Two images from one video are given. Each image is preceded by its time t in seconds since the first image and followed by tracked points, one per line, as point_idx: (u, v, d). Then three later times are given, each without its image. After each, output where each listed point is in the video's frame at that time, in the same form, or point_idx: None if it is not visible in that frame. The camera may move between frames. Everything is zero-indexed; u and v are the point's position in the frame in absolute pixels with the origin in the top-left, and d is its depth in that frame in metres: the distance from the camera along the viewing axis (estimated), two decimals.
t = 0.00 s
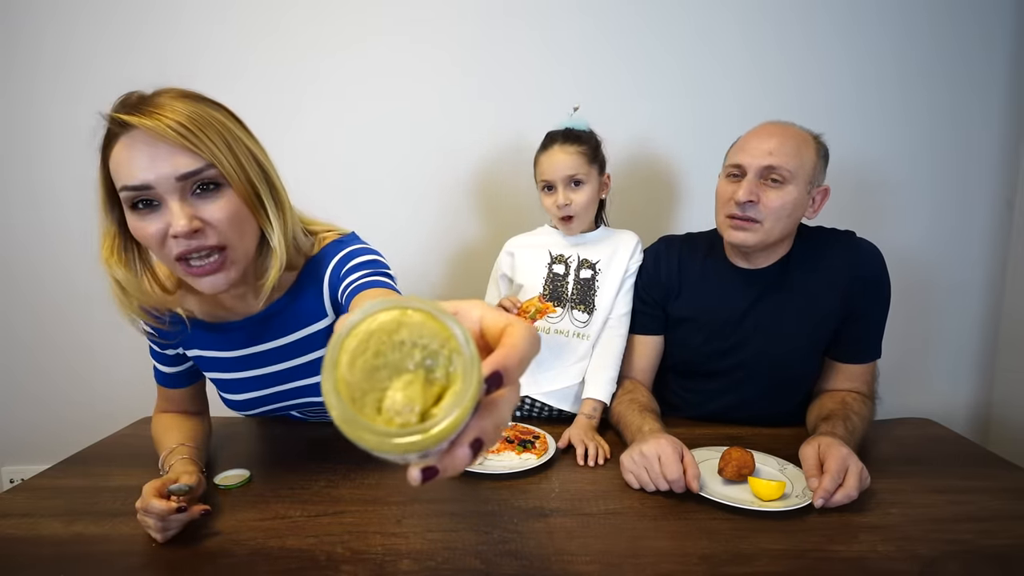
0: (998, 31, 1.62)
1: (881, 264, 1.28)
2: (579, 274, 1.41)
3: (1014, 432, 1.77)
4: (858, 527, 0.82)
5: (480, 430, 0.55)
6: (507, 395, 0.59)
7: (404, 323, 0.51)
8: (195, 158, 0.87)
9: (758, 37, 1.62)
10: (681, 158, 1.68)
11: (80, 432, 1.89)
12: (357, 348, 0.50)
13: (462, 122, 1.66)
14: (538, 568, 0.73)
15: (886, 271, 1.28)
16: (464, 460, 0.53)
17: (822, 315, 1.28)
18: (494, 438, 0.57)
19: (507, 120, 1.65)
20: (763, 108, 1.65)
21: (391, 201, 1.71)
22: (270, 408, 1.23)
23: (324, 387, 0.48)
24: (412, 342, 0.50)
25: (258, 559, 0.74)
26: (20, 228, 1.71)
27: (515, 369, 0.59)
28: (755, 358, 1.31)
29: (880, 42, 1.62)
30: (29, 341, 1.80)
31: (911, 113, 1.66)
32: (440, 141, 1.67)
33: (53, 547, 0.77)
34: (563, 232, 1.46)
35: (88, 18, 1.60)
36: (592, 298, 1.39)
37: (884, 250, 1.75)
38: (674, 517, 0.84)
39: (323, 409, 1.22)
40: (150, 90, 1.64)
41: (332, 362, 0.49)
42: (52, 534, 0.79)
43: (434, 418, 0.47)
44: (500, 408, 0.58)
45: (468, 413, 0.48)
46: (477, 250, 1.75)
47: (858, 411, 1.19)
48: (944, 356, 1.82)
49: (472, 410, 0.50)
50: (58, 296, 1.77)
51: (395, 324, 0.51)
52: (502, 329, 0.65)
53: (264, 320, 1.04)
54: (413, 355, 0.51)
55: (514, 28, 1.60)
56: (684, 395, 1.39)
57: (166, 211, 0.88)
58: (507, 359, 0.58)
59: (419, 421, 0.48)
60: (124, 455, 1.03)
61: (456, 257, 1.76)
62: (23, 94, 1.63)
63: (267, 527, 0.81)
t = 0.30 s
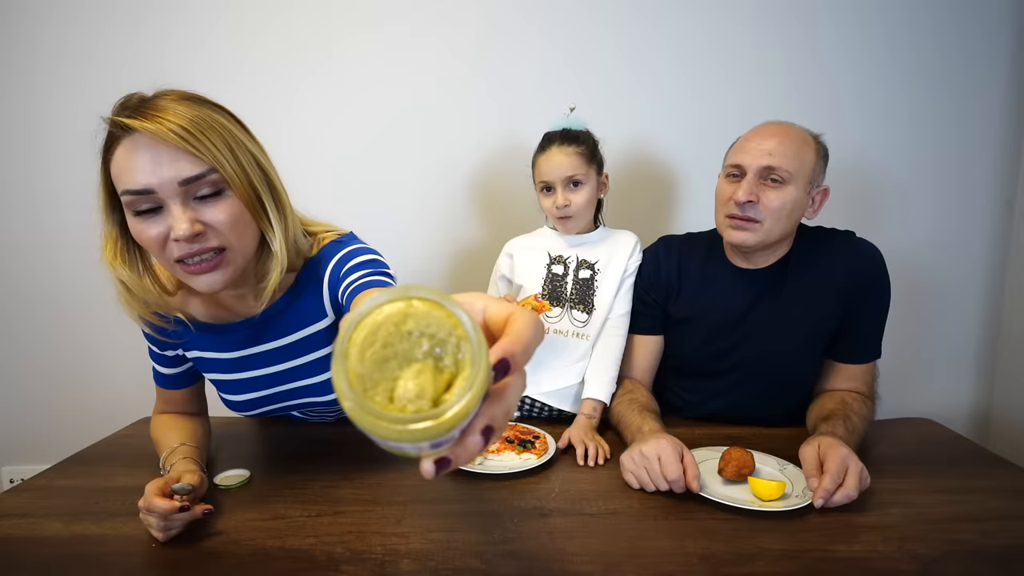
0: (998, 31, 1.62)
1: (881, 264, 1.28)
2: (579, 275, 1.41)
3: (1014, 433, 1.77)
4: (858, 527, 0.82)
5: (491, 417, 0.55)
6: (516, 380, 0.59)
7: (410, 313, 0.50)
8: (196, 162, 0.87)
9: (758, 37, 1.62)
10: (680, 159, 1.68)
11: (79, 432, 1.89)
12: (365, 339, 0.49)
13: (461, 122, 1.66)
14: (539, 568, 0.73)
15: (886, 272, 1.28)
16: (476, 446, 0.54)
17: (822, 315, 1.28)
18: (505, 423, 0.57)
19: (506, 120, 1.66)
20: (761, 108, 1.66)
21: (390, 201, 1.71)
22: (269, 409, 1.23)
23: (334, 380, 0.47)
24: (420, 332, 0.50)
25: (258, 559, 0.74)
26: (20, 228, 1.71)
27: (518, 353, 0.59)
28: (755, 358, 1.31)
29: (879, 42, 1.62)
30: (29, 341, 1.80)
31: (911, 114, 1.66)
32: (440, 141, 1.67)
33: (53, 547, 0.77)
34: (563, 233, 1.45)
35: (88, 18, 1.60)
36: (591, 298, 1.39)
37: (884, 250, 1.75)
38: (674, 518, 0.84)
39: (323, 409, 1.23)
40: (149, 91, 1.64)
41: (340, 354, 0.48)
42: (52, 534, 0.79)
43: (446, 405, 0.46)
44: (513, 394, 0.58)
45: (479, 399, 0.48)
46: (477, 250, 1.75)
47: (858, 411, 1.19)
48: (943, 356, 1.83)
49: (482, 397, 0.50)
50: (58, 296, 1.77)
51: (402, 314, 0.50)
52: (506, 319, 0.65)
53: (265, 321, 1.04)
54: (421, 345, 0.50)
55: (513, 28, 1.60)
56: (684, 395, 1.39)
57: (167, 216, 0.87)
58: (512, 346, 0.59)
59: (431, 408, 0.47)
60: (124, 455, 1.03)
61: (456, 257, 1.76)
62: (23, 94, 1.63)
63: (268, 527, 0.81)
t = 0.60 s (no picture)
0: (998, 31, 1.62)
1: (882, 264, 1.28)
2: (579, 275, 1.41)
3: (1015, 433, 1.77)
4: (858, 527, 0.82)
5: (491, 405, 0.55)
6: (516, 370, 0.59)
7: (410, 305, 0.51)
8: (196, 155, 0.87)
9: (757, 36, 1.62)
10: (680, 159, 1.68)
11: (79, 432, 1.89)
12: (366, 330, 0.49)
13: (460, 122, 1.66)
14: (538, 568, 0.73)
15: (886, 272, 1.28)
16: (478, 434, 0.54)
17: (822, 315, 1.28)
18: (504, 413, 0.57)
19: (506, 120, 1.66)
20: (760, 109, 1.66)
21: (389, 201, 1.71)
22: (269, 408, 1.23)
23: (337, 369, 0.48)
24: (420, 322, 0.50)
25: (258, 559, 0.74)
26: (20, 227, 1.71)
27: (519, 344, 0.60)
28: (755, 359, 1.31)
29: (879, 43, 1.62)
30: (29, 340, 1.80)
31: (911, 114, 1.66)
32: (440, 140, 1.67)
33: (53, 547, 0.77)
34: (563, 231, 1.46)
35: (87, 18, 1.60)
36: (591, 298, 1.39)
37: (884, 251, 1.75)
38: (674, 518, 0.84)
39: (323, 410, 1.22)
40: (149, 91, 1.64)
41: (343, 344, 0.49)
42: (53, 534, 0.79)
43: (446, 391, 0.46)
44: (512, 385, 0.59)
45: (479, 386, 0.48)
46: (478, 250, 1.75)
47: (858, 411, 1.19)
48: (943, 356, 1.82)
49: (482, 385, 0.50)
50: (58, 296, 1.77)
51: (402, 306, 0.50)
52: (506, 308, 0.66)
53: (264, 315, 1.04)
54: (421, 334, 0.50)
55: (512, 29, 1.60)
56: (684, 395, 1.39)
57: (166, 207, 0.88)
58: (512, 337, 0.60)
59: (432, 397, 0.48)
60: (124, 455, 1.03)
61: (457, 256, 1.76)
62: (21, 93, 1.63)
63: (268, 527, 0.81)
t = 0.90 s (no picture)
0: (998, 31, 1.62)
1: (882, 264, 1.28)
2: (579, 275, 1.41)
3: (1015, 433, 1.76)
4: (858, 527, 0.82)
5: (471, 372, 0.58)
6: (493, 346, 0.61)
7: (389, 275, 0.53)
8: (190, 146, 0.87)
9: (758, 36, 1.62)
10: (680, 159, 1.68)
11: (79, 432, 1.89)
12: (347, 299, 0.52)
13: (460, 123, 1.66)
14: (539, 568, 0.73)
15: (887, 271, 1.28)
16: (459, 403, 0.56)
17: (823, 315, 1.28)
18: (484, 381, 0.60)
19: (506, 121, 1.66)
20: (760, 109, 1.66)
21: (390, 202, 1.71)
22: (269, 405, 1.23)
23: (320, 336, 0.50)
24: (399, 292, 0.52)
25: (258, 559, 0.74)
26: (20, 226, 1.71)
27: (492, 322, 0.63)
28: (756, 359, 1.31)
29: (879, 44, 1.62)
30: (30, 340, 1.80)
31: (912, 113, 1.66)
32: (440, 139, 1.67)
33: (53, 547, 0.77)
34: (563, 230, 1.46)
35: (88, 16, 1.59)
36: (591, 297, 1.39)
37: (884, 251, 1.75)
38: (674, 518, 0.84)
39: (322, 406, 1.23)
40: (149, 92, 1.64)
41: (324, 313, 0.51)
42: (53, 534, 0.79)
43: (425, 354, 0.49)
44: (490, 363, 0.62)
45: (457, 350, 0.50)
46: (478, 250, 1.75)
47: (859, 411, 1.19)
48: (944, 356, 1.82)
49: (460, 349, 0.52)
50: (58, 295, 1.77)
51: (381, 276, 0.52)
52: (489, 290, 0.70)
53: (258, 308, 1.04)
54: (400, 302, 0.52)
55: (512, 30, 1.60)
56: (684, 394, 1.39)
57: (158, 195, 0.88)
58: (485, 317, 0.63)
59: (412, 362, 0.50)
60: (124, 455, 1.03)
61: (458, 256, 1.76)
62: (22, 92, 1.63)
63: (268, 527, 0.81)
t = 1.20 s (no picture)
0: (998, 31, 1.62)
1: (882, 264, 1.28)
2: (579, 274, 1.41)
3: (1015, 433, 1.76)
4: (858, 527, 0.82)
5: (457, 375, 0.60)
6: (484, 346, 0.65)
7: (375, 284, 0.53)
8: (194, 143, 0.88)
9: (758, 36, 1.62)
10: (680, 158, 1.68)
11: (79, 432, 1.88)
12: (333, 310, 0.52)
13: (460, 122, 1.66)
14: (538, 568, 0.73)
15: (887, 272, 1.28)
16: (447, 404, 0.58)
17: (823, 315, 1.28)
18: (470, 383, 0.62)
19: (506, 121, 1.66)
20: (759, 109, 1.66)
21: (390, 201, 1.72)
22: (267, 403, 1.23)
23: (308, 347, 0.51)
24: (384, 300, 0.53)
25: (258, 559, 0.74)
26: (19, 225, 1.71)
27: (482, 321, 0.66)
28: (756, 359, 1.31)
29: (880, 43, 1.62)
30: (29, 340, 1.80)
31: (912, 113, 1.66)
32: (440, 139, 1.67)
33: (53, 547, 0.77)
34: (563, 231, 1.45)
35: (88, 15, 1.59)
36: (591, 297, 1.39)
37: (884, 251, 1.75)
38: (674, 518, 0.84)
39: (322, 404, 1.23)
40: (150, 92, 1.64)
41: (312, 324, 0.52)
42: (53, 534, 0.79)
43: (410, 359, 0.50)
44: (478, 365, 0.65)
45: (441, 354, 0.51)
46: (478, 249, 1.75)
47: (858, 411, 1.19)
48: (943, 356, 1.82)
49: (445, 353, 0.53)
50: (58, 295, 1.77)
51: (366, 285, 0.53)
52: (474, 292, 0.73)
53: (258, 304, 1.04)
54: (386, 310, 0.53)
55: (512, 30, 1.61)
56: (684, 394, 1.39)
57: (164, 191, 0.88)
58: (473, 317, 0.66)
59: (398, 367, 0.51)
60: (124, 455, 1.03)
61: (458, 256, 1.76)
62: (23, 93, 1.63)
63: (268, 527, 0.81)
